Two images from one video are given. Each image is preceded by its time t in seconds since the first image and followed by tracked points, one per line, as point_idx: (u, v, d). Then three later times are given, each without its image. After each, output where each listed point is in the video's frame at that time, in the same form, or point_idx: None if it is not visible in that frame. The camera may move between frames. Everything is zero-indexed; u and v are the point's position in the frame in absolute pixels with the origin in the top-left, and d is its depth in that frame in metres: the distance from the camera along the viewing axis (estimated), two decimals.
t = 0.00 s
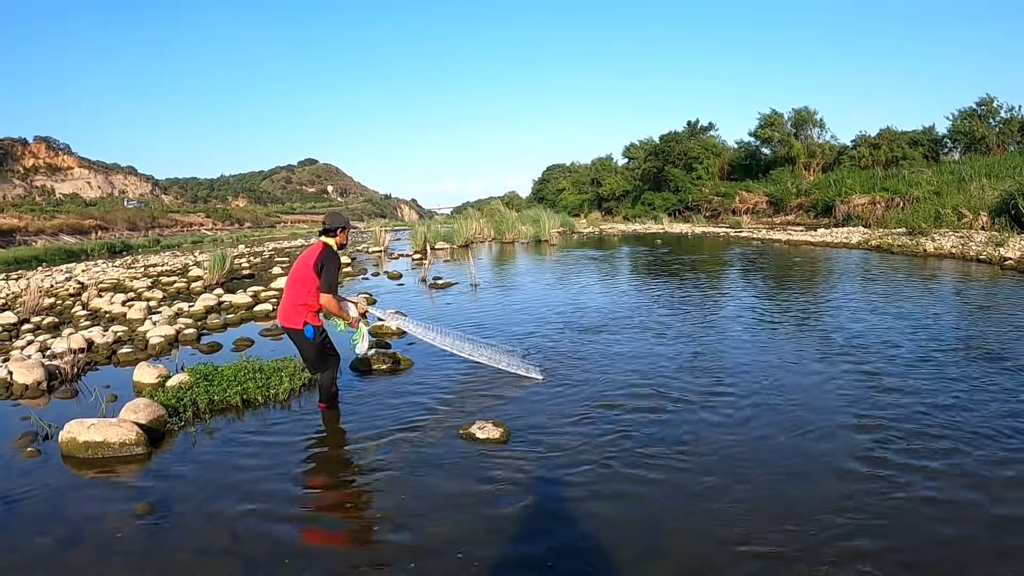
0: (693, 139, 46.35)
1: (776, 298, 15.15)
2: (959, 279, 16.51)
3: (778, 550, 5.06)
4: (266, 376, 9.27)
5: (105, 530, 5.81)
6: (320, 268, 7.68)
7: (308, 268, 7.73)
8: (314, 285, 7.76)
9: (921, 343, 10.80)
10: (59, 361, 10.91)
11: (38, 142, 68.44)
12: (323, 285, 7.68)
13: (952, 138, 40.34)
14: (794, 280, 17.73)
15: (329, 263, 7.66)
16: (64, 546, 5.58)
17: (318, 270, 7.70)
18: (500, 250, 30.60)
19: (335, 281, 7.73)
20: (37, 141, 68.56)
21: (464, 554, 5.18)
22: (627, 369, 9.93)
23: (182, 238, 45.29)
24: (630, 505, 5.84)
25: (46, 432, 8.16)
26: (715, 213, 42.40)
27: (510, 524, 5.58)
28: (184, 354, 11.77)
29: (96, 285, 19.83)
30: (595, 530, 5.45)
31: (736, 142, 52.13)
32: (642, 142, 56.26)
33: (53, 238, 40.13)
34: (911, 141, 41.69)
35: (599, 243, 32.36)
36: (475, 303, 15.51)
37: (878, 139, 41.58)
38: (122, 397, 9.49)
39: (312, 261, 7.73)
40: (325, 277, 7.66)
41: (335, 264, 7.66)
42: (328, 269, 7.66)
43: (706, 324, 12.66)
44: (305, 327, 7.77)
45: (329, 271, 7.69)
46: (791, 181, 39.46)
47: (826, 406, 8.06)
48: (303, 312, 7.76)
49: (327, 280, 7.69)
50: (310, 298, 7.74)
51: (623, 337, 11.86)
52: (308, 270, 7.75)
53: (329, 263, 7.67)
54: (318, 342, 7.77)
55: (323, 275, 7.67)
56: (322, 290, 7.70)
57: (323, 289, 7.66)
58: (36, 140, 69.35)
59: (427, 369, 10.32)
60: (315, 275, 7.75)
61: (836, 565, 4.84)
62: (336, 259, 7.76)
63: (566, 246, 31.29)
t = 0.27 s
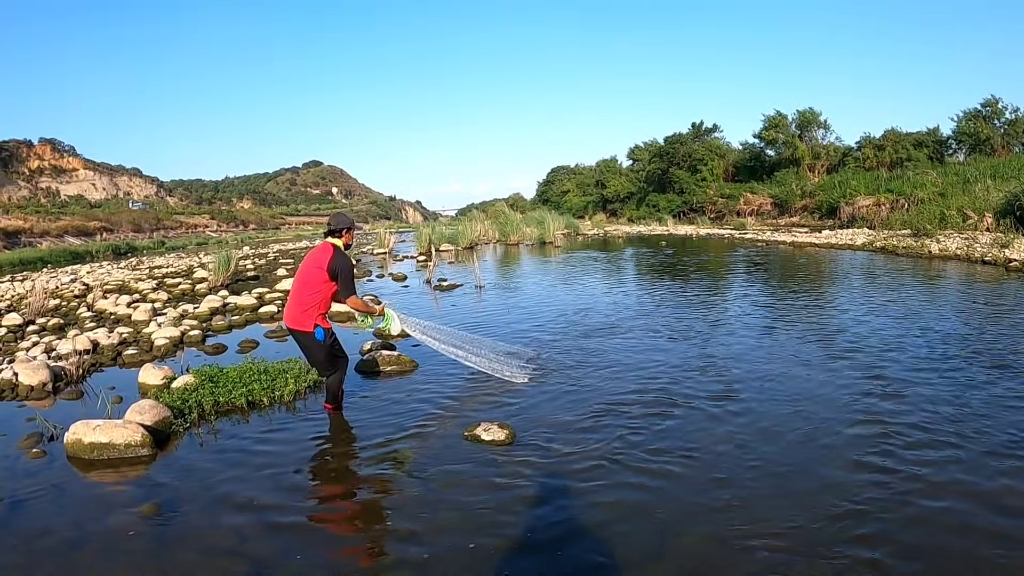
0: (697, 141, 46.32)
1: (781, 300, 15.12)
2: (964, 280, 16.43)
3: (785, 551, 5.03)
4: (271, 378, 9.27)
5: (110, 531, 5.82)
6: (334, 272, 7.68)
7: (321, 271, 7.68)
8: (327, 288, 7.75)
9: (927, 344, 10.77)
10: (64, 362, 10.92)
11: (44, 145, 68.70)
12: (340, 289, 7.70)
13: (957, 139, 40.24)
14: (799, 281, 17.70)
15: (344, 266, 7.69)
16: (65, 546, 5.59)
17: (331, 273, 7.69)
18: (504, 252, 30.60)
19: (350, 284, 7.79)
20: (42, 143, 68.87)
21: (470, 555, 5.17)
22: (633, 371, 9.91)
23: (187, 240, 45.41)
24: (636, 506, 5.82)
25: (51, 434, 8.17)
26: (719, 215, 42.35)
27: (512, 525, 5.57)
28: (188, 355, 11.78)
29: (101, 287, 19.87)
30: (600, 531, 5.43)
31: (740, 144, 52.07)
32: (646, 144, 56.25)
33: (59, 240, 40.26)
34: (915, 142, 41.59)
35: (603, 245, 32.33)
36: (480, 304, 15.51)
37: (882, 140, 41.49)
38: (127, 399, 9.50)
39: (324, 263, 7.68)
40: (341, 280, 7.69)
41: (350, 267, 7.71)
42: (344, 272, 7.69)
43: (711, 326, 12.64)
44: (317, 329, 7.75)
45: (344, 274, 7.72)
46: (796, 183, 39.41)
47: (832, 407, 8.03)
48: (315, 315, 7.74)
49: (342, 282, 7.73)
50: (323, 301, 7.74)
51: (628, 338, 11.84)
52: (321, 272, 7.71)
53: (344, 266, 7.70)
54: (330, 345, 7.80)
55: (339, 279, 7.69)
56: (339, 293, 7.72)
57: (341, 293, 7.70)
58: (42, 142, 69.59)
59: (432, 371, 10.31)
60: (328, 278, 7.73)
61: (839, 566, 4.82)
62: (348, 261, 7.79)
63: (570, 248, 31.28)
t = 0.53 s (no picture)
0: (698, 141, 46.31)
1: (782, 300, 15.11)
2: (965, 281, 16.41)
3: (786, 552, 5.02)
4: (272, 378, 9.27)
5: (111, 531, 5.81)
6: (339, 271, 7.71)
7: (326, 270, 7.70)
8: (331, 287, 7.77)
9: (928, 345, 10.76)
10: (66, 362, 10.92)
11: (45, 145, 68.76)
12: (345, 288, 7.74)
13: (958, 140, 40.20)
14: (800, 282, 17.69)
15: (350, 266, 7.72)
16: (66, 546, 5.59)
17: (336, 273, 7.71)
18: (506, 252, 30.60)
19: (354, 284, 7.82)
20: (44, 143, 68.94)
21: (470, 555, 5.16)
22: (634, 371, 9.90)
23: (188, 240, 45.44)
24: (637, 506, 5.81)
25: (52, 434, 8.17)
26: (720, 215, 42.35)
27: (512, 525, 5.57)
28: (190, 355, 11.79)
29: (102, 287, 19.88)
30: (601, 531, 5.42)
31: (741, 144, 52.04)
32: (647, 145, 56.23)
33: (60, 240, 40.29)
34: (916, 143, 41.55)
35: (604, 245, 32.33)
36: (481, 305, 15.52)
37: (884, 140, 41.45)
38: (129, 399, 9.50)
39: (329, 263, 7.70)
40: (346, 280, 7.72)
41: (356, 267, 7.75)
42: (349, 272, 7.72)
43: (712, 326, 12.64)
44: (319, 328, 7.76)
45: (348, 274, 7.75)
46: (797, 183, 39.39)
47: (834, 408, 8.01)
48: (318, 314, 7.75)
49: (347, 282, 7.76)
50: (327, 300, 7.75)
51: (629, 339, 11.84)
52: (325, 272, 7.73)
53: (349, 266, 7.72)
54: (332, 344, 7.81)
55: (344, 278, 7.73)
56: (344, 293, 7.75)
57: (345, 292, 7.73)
58: (43, 142, 69.66)
59: (434, 371, 10.31)
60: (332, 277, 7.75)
61: (838, 566, 4.82)
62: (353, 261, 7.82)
63: (571, 248, 31.29)
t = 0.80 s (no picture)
0: (699, 141, 46.28)
1: (783, 300, 15.10)
2: (967, 281, 16.38)
3: (786, 551, 5.01)
4: (273, 378, 9.27)
5: (111, 531, 5.81)
6: (344, 269, 7.68)
7: (331, 268, 7.70)
8: (337, 285, 7.76)
9: (929, 345, 10.75)
10: (66, 362, 10.91)
11: (46, 145, 68.82)
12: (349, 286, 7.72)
13: (959, 140, 40.17)
14: (800, 281, 17.67)
15: (354, 264, 7.68)
16: (65, 546, 5.59)
17: (341, 271, 7.69)
18: (506, 252, 30.58)
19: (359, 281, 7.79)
20: (45, 143, 69.02)
21: (470, 555, 5.15)
22: (634, 370, 9.90)
23: (189, 239, 45.43)
24: (638, 506, 5.81)
25: (53, 433, 8.17)
26: (721, 215, 42.34)
27: (513, 526, 5.56)
28: (190, 355, 11.78)
29: (103, 287, 19.89)
30: (601, 530, 5.42)
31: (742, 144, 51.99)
32: (647, 144, 56.25)
33: (60, 239, 40.33)
34: (917, 143, 41.50)
35: (605, 245, 32.33)
36: (482, 304, 15.51)
37: (884, 140, 41.41)
38: (129, 398, 9.49)
39: (334, 260, 7.68)
40: (350, 277, 7.69)
41: (360, 264, 7.72)
42: (353, 270, 7.68)
43: (713, 326, 12.63)
44: (324, 326, 7.78)
45: (353, 272, 7.72)
46: (797, 183, 39.36)
47: (835, 407, 8.00)
48: (323, 312, 7.76)
49: (352, 280, 7.74)
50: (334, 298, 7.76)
51: (630, 338, 11.83)
52: (331, 270, 7.71)
53: (354, 263, 7.69)
54: (336, 342, 7.84)
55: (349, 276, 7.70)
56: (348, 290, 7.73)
57: (350, 290, 7.71)
58: (44, 142, 69.71)
59: (434, 371, 10.30)
60: (337, 274, 7.72)
61: (840, 566, 4.81)
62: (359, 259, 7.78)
63: (572, 248, 31.27)
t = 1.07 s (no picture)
0: (700, 139, 46.23)
1: (784, 298, 15.10)
2: (968, 279, 16.37)
3: (786, 549, 5.01)
4: (273, 376, 9.27)
5: (112, 529, 5.82)
6: (345, 265, 7.70)
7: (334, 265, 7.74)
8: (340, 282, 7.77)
9: (931, 342, 10.75)
10: (67, 361, 10.92)
11: (46, 144, 68.82)
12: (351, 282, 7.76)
13: (960, 137, 40.12)
14: (801, 279, 17.66)
15: (356, 261, 7.70)
16: (65, 545, 5.57)
17: (343, 267, 7.70)
18: (507, 250, 30.59)
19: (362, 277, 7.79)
20: (46, 141, 69.06)
21: (470, 553, 5.15)
22: (635, 368, 9.90)
23: (190, 238, 45.49)
24: (639, 504, 5.81)
25: (54, 432, 8.18)
26: (721, 213, 42.32)
27: (514, 524, 5.56)
28: (191, 353, 11.78)
29: (104, 285, 19.90)
30: (602, 528, 5.42)
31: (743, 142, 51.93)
32: (648, 142, 56.22)
33: (61, 238, 40.35)
34: (918, 140, 41.46)
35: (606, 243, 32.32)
36: (484, 302, 15.51)
37: (885, 138, 41.36)
38: (130, 397, 9.49)
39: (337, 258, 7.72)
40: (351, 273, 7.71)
41: (361, 260, 7.75)
42: (354, 266, 7.71)
43: (714, 323, 12.64)
44: (329, 323, 7.81)
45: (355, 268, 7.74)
46: (798, 181, 39.32)
47: (836, 405, 8.00)
48: (328, 309, 7.78)
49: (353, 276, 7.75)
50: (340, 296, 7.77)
51: (631, 336, 11.83)
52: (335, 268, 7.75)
53: (355, 260, 7.72)
54: (343, 340, 7.86)
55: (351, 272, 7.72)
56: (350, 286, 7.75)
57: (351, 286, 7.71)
58: (45, 140, 69.72)
59: (435, 369, 10.30)
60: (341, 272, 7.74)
61: (840, 563, 4.81)
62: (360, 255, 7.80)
63: (572, 246, 31.25)
